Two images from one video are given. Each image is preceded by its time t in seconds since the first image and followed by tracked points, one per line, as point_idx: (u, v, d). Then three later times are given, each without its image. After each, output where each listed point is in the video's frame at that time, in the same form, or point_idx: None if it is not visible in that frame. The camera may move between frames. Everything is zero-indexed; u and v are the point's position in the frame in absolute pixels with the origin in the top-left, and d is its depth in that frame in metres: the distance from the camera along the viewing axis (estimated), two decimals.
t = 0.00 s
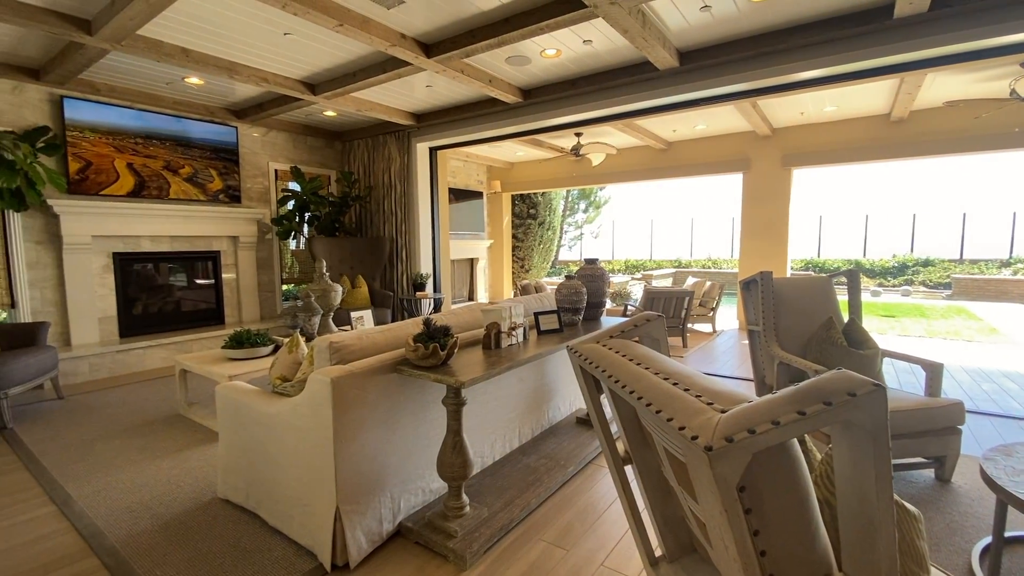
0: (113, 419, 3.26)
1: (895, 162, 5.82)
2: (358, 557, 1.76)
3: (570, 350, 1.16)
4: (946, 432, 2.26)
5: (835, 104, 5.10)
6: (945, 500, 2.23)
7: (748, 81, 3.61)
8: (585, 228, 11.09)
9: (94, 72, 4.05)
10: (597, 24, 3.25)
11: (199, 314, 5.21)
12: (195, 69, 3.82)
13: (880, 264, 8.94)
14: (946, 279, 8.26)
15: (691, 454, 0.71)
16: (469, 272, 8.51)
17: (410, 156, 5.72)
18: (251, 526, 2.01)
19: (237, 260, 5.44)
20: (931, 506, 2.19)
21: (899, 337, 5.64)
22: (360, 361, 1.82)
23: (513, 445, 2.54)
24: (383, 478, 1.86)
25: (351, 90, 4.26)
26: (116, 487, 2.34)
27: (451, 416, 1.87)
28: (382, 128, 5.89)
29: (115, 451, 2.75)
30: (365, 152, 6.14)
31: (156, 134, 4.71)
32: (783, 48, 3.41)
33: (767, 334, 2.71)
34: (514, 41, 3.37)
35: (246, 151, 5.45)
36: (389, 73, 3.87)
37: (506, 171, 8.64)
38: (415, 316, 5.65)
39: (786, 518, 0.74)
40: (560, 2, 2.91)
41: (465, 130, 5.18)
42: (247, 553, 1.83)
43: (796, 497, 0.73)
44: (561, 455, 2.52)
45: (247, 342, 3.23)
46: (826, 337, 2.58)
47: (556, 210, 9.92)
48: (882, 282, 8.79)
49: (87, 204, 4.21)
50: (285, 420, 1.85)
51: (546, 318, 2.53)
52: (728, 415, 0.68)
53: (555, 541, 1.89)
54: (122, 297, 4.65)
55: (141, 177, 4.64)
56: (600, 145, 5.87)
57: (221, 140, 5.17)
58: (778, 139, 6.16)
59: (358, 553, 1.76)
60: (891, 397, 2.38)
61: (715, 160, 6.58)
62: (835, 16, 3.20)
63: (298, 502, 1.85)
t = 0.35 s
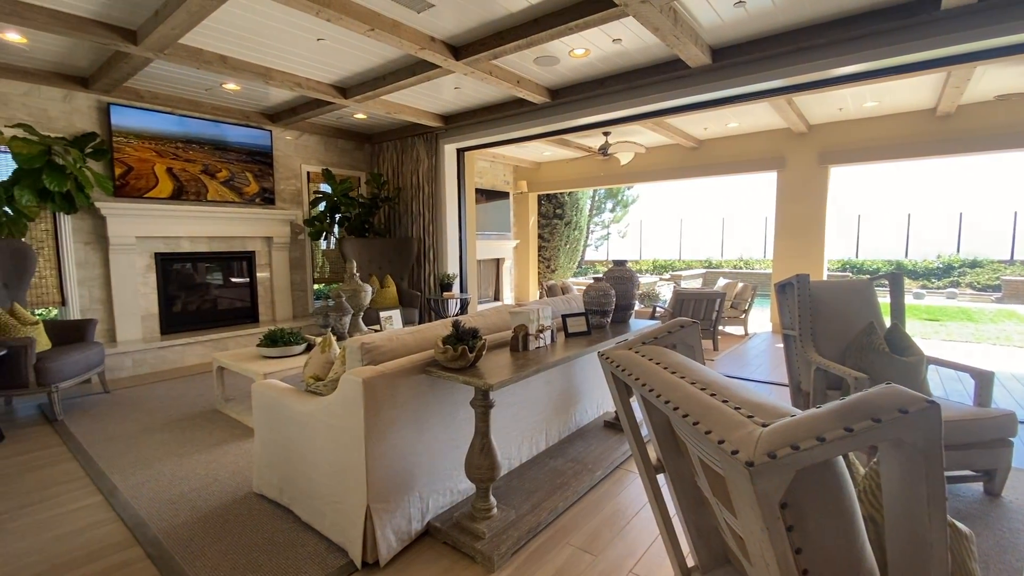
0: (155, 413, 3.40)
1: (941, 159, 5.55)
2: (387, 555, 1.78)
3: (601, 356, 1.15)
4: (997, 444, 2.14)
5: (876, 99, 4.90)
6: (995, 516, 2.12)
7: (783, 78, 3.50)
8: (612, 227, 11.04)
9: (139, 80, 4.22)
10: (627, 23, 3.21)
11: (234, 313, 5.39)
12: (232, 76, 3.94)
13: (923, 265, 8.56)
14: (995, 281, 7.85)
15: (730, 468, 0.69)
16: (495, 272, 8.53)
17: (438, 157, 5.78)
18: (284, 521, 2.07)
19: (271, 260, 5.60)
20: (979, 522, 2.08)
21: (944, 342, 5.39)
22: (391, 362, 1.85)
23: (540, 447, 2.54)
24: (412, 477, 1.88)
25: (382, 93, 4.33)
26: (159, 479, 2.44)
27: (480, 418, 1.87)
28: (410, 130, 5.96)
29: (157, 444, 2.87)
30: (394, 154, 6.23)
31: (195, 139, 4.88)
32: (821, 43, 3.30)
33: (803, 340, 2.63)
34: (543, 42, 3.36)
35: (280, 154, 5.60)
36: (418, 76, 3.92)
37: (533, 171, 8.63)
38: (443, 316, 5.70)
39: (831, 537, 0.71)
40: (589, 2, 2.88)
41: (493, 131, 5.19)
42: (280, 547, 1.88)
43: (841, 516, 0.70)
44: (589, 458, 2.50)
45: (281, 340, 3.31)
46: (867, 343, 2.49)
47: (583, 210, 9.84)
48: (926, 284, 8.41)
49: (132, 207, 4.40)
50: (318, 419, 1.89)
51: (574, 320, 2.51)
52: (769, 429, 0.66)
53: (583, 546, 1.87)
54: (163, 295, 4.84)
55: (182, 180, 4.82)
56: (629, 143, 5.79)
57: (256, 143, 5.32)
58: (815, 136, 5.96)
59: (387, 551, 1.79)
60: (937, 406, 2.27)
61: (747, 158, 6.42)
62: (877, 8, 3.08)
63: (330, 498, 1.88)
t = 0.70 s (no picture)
0: (193, 408, 3.52)
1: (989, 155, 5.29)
2: (417, 554, 1.81)
3: (635, 364, 1.13)
4: None
5: (918, 94, 4.71)
6: None
7: (820, 74, 3.40)
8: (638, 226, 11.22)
9: (178, 87, 4.37)
10: (658, 21, 3.17)
11: (267, 312, 5.54)
12: (266, 81, 4.05)
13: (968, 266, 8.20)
14: None
15: (775, 485, 0.67)
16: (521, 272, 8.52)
17: (465, 159, 5.81)
18: (316, 517, 2.11)
19: (302, 260, 5.73)
20: None
21: (991, 347, 5.14)
22: (421, 364, 1.86)
23: (567, 450, 2.53)
24: (441, 478, 1.90)
25: (410, 96, 4.38)
26: (197, 474, 2.53)
27: (508, 421, 1.88)
28: (437, 132, 6.02)
29: (195, 439, 2.97)
30: (421, 156, 6.30)
31: (230, 143, 5.03)
32: (861, 37, 3.19)
33: (841, 345, 2.55)
34: (571, 42, 3.35)
35: (311, 157, 5.73)
36: (446, 78, 3.95)
37: (558, 171, 8.60)
38: (468, 315, 5.76)
39: (882, 560, 0.68)
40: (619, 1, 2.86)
41: (519, 131, 5.20)
42: (313, 544, 1.92)
43: (893, 538, 0.68)
44: (617, 463, 2.48)
45: (312, 340, 3.38)
46: (909, 348, 2.39)
47: (609, 209, 9.73)
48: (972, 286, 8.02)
49: (171, 209, 4.57)
50: (350, 419, 1.92)
51: (603, 323, 2.49)
52: (817, 447, 0.64)
53: (611, 551, 1.86)
54: (200, 294, 5.00)
55: (218, 183, 4.98)
56: (657, 142, 5.71)
57: (288, 146, 5.45)
58: (852, 132, 5.75)
59: (417, 550, 1.81)
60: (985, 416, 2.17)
61: (780, 156, 6.25)
62: None
63: (362, 497, 1.91)
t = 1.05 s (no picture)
0: (223, 405, 3.61)
1: None
2: (442, 555, 1.80)
3: (666, 369, 1.11)
4: None
5: (959, 88, 4.51)
6: None
7: (855, 69, 3.29)
8: (662, 225, 11.48)
9: (209, 91, 4.48)
10: (685, 18, 3.11)
11: (294, 310, 5.65)
12: (293, 84, 4.12)
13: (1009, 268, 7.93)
14: None
15: (821, 501, 0.64)
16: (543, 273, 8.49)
17: (487, 159, 5.82)
18: (343, 516, 2.13)
19: (327, 260, 5.82)
20: None
21: None
22: (446, 365, 1.86)
23: (592, 453, 2.50)
24: (466, 480, 1.90)
25: (433, 97, 4.40)
26: (227, 470, 2.59)
27: (533, 423, 1.86)
28: (459, 132, 6.04)
29: (225, 436, 3.04)
30: (444, 157, 6.33)
31: (259, 146, 5.14)
32: (899, 30, 3.07)
33: (877, 349, 2.45)
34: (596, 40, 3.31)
35: (336, 159, 5.82)
36: (470, 79, 3.95)
37: (581, 170, 8.55)
38: (490, 316, 5.76)
39: None
40: None
41: (542, 131, 5.18)
42: (339, 542, 1.94)
43: (947, 561, 0.64)
44: (642, 467, 2.44)
45: (338, 339, 3.43)
46: (950, 353, 2.29)
47: (633, 208, 9.60)
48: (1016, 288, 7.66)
49: (203, 210, 4.70)
50: (376, 418, 1.94)
51: (628, 325, 2.46)
52: (867, 461, 0.61)
53: (638, 558, 1.82)
54: (230, 293, 5.13)
55: (247, 185, 5.09)
56: (683, 141, 5.62)
57: (315, 148, 5.55)
58: (888, 128, 5.55)
59: (442, 552, 1.81)
60: None
61: (811, 153, 6.08)
62: None
63: (387, 496, 1.92)
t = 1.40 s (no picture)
0: (246, 403, 3.67)
1: None
2: (462, 558, 1.79)
3: (695, 374, 1.07)
4: None
5: (996, 82, 4.34)
6: None
7: (886, 63, 3.18)
8: (682, 225, 11.30)
9: (233, 94, 4.55)
10: (709, 13, 3.04)
11: (314, 310, 5.72)
12: (315, 86, 4.16)
13: None
14: None
15: (872, 520, 0.60)
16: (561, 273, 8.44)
17: (506, 159, 5.80)
18: (363, 516, 2.14)
19: (347, 260, 5.87)
20: None
21: None
22: (467, 367, 1.85)
23: (613, 457, 2.46)
24: (486, 483, 1.88)
25: (453, 97, 4.40)
26: (250, 468, 2.62)
27: (554, 427, 1.84)
28: (478, 132, 6.04)
29: (248, 434, 3.08)
30: (463, 157, 6.34)
31: (281, 147, 5.21)
32: (934, 22, 2.96)
33: (912, 352, 2.36)
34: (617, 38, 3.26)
35: (356, 159, 5.87)
36: (489, 78, 3.94)
37: (600, 169, 8.47)
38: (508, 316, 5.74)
39: None
40: None
41: (561, 130, 5.14)
42: (360, 543, 1.94)
43: None
44: (665, 472, 2.40)
45: (358, 339, 3.45)
46: (990, 358, 2.19)
47: (653, 208, 9.44)
48: None
49: (227, 211, 4.78)
50: (397, 420, 1.93)
51: (651, 327, 2.42)
52: (924, 480, 0.57)
53: (661, 565, 1.79)
54: (253, 293, 5.21)
55: (268, 186, 5.17)
56: (705, 138, 5.52)
57: (335, 150, 5.61)
58: (920, 124, 5.37)
59: (462, 555, 1.79)
60: None
61: (838, 150, 5.92)
62: None
63: (408, 498, 1.91)
